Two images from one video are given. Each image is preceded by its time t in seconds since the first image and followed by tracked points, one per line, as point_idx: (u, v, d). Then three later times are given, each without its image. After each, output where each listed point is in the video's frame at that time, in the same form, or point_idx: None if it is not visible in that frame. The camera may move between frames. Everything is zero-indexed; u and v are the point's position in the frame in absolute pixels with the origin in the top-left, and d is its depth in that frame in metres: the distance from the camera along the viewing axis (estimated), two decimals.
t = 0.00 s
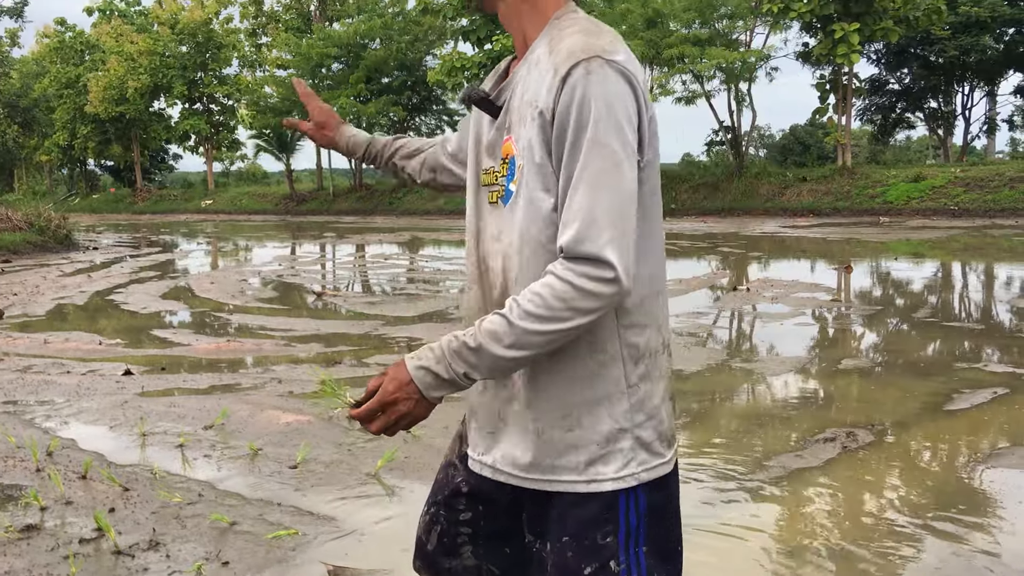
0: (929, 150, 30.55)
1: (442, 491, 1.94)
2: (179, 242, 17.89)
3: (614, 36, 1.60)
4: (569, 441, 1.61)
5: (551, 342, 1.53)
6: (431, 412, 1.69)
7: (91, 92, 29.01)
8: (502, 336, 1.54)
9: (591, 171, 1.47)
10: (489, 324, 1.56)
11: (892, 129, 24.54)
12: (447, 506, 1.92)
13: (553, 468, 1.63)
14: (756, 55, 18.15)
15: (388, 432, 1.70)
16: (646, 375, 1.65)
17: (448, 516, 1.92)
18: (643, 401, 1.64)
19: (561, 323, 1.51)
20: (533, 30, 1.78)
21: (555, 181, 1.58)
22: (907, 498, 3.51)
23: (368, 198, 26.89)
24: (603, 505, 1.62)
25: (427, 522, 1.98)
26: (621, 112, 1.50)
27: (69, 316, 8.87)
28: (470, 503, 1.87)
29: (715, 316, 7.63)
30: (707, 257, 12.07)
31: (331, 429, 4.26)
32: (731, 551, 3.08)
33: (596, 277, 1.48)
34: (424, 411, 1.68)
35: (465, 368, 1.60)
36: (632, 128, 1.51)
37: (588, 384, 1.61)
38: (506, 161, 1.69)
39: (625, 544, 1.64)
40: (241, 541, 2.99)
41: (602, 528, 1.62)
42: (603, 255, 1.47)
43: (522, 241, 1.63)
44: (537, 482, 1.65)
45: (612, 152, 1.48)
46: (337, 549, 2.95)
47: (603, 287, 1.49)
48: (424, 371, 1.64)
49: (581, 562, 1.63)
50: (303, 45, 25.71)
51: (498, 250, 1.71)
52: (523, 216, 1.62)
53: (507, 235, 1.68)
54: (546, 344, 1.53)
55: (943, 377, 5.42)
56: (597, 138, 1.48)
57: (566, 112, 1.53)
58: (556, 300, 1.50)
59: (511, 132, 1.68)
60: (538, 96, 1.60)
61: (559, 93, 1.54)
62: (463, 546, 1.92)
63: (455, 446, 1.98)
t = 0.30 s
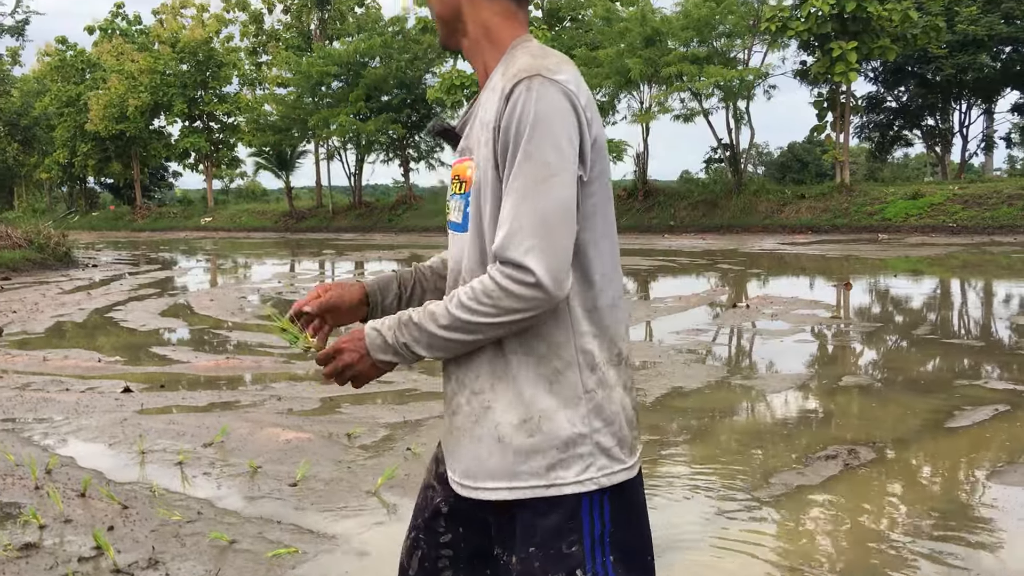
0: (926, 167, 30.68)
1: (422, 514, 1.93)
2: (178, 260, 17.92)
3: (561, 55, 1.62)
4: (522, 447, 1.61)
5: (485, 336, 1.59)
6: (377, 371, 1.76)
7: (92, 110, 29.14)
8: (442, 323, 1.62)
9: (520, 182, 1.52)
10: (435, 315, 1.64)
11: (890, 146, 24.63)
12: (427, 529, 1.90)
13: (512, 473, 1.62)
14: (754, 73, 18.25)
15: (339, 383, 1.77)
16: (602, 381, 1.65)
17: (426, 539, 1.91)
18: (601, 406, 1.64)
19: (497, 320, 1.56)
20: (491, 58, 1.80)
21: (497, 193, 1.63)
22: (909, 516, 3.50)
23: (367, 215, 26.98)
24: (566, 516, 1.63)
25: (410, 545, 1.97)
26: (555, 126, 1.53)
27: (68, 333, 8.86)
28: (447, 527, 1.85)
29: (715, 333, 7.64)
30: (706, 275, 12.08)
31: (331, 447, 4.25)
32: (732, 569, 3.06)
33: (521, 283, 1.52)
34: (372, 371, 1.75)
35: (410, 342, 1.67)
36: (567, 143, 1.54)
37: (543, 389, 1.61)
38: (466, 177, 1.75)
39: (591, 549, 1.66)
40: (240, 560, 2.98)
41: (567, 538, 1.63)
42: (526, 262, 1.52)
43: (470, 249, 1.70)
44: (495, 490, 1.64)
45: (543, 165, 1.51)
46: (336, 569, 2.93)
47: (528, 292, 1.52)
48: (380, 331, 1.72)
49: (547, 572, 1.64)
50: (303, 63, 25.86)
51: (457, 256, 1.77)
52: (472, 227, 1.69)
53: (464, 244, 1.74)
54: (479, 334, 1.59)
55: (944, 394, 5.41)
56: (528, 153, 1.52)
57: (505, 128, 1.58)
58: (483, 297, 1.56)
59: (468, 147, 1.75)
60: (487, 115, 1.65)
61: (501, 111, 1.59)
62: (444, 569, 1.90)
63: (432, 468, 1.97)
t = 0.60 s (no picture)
0: (919, 195, 30.89)
1: (392, 555, 1.84)
2: (173, 287, 17.91)
3: (511, 92, 1.69)
4: (492, 470, 1.62)
5: (442, 359, 1.60)
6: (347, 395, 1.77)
7: (88, 138, 29.28)
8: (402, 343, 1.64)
9: (468, 210, 1.56)
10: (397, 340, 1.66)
11: (883, 173, 24.79)
12: (397, 571, 1.82)
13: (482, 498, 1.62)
14: (747, 101, 18.43)
15: (310, 401, 1.80)
16: (564, 403, 1.69)
17: None
18: (565, 428, 1.68)
19: (451, 343, 1.58)
20: (445, 101, 1.84)
21: (448, 222, 1.68)
22: (910, 546, 3.48)
23: (363, 243, 27.08)
24: (540, 543, 1.63)
25: None
26: (500, 155, 1.58)
27: (63, 361, 8.83)
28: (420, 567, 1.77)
29: (711, 361, 7.64)
30: (702, 302, 12.10)
31: (326, 476, 4.23)
32: None
33: (467, 305, 1.55)
34: (340, 393, 1.77)
35: (375, 364, 1.70)
36: (514, 171, 1.58)
37: (510, 411, 1.64)
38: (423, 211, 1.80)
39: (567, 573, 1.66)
40: None
41: (541, 565, 1.63)
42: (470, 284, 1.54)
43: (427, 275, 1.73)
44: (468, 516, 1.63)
45: (489, 191, 1.56)
46: None
47: (476, 312, 1.54)
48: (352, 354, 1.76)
49: None
50: (299, 92, 26.03)
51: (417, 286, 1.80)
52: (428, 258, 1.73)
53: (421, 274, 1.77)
54: (435, 357, 1.60)
55: (940, 422, 5.41)
56: (475, 181, 1.57)
57: (455, 160, 1.63)
58: (434, 319, 1.58)
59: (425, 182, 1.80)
60: (439, 149, 1.71)
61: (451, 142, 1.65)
62: None
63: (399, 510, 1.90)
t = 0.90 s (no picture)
0: (922, 224, 30.91)
1: None
2: (177, 316, 17.92)
3: (476, 119, 1.80)
4: (469, 484, 1.70)
5: (438, 382, 1.64)
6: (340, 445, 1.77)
7: (94, 167, 29.51)
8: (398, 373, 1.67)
9: (450, 232, 1.64)
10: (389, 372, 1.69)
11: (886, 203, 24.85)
12: None
13: (461, 512, 1.70)
14: (751, 130, 18.54)
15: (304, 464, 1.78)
16: (533, 420, 1.77)
17: None
18: (536, 444, 1.75)
19: (444, 364, 1.63)
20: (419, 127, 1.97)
21: (429, 248, 1.75)
22: None
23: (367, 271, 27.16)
24: (514, 555, 1.70)
25: None
26: (477, 176, 1.68)
27: (67, 390, 8.82)
28: None
29: (716, 390, 7.60)
30: (707, 330, 12.05)
31: (331, 507, 4.20)
32: None
33: (461, 322, 1.61)
34: (333, 445, 1.77)
35: (367, 404, 1.71)
36: (489, 191, 1.68)
37: (483, 429, 1.72)
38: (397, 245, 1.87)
39: None
40: None
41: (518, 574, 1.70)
42: (463, 301, 1.60)
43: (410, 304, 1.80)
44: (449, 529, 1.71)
45: (469, 211, 1.65)
46: None
47: (468, 329, 1.61)
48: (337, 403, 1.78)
49: None
50: (304, 121, 26.25)
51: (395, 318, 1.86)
52: (406, 284, 1.80)
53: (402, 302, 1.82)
54: (431, 381, 1.65)
55: (947, 452, 5.36)
56: (455, 204, 1.66)
57: (430, 186, 1.72)
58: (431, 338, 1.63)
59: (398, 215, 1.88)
60: (415, 175, 1.80)
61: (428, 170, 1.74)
62: None
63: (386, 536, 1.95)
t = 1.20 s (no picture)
0: (924, 244, 30.92)
1: None
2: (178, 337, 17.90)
3: (460, 132, 1.91)
4: (456, 489, 1.78)
5: (424, 388, 1.72)
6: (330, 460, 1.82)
7: (97, 189, 29.62)
8: (386, 381, 1.74)
9: (435, 236, 1.74)
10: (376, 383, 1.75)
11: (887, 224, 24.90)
12: None
13: (450, 516, 1.78)
14: (751, 151, 18.63)
15: (295, 485, 1.81)
16: (519, 425, 1.84)
17: None
18: (521, 448, 1.83)
19: (430, 366, 1.70)
20: (406, 141, 2.06)
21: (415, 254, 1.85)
22: None
23: (368, 292, 27.19)
24: (500, 558, 1.77)
25: None
26: (459, 184, 1.78)
27: (67, 412, 8.80)
28: None
29: (719, 411, 7.57)
30: (709, 352, 12.02)
31: (334, 529, 4.18)
32: None
33: (447, 323, 1.69)
34: (325, 460, 1.81)
35: (355, 415, 1.77)
36: (472, 198, 1.78)
37: (469, 434, 1.80)
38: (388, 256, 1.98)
39: None
40: None
41: None
42: (445, 301, 1.70)
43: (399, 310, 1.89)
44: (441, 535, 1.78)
45: (452, 217, 1.75)
46: None
47: (453, 329, 1.69)
48: (324, 420, 1.83)
49: None
50: (306, 142, 26.37)
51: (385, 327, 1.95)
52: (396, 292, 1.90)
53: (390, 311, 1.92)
54: (419, 387, 1.72)
55: (952, 474, 5.33)
56: (438, 210, 1.76)
57: (416, 197, 1.83)
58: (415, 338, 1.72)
59: (387, 225, 1.98)
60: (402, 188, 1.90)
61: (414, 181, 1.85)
62: None
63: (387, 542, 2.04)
